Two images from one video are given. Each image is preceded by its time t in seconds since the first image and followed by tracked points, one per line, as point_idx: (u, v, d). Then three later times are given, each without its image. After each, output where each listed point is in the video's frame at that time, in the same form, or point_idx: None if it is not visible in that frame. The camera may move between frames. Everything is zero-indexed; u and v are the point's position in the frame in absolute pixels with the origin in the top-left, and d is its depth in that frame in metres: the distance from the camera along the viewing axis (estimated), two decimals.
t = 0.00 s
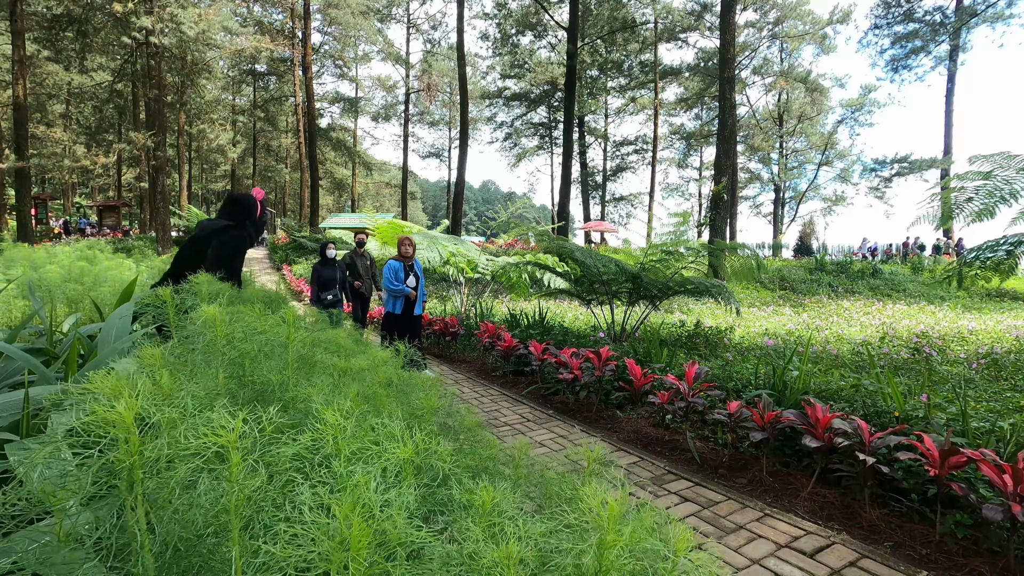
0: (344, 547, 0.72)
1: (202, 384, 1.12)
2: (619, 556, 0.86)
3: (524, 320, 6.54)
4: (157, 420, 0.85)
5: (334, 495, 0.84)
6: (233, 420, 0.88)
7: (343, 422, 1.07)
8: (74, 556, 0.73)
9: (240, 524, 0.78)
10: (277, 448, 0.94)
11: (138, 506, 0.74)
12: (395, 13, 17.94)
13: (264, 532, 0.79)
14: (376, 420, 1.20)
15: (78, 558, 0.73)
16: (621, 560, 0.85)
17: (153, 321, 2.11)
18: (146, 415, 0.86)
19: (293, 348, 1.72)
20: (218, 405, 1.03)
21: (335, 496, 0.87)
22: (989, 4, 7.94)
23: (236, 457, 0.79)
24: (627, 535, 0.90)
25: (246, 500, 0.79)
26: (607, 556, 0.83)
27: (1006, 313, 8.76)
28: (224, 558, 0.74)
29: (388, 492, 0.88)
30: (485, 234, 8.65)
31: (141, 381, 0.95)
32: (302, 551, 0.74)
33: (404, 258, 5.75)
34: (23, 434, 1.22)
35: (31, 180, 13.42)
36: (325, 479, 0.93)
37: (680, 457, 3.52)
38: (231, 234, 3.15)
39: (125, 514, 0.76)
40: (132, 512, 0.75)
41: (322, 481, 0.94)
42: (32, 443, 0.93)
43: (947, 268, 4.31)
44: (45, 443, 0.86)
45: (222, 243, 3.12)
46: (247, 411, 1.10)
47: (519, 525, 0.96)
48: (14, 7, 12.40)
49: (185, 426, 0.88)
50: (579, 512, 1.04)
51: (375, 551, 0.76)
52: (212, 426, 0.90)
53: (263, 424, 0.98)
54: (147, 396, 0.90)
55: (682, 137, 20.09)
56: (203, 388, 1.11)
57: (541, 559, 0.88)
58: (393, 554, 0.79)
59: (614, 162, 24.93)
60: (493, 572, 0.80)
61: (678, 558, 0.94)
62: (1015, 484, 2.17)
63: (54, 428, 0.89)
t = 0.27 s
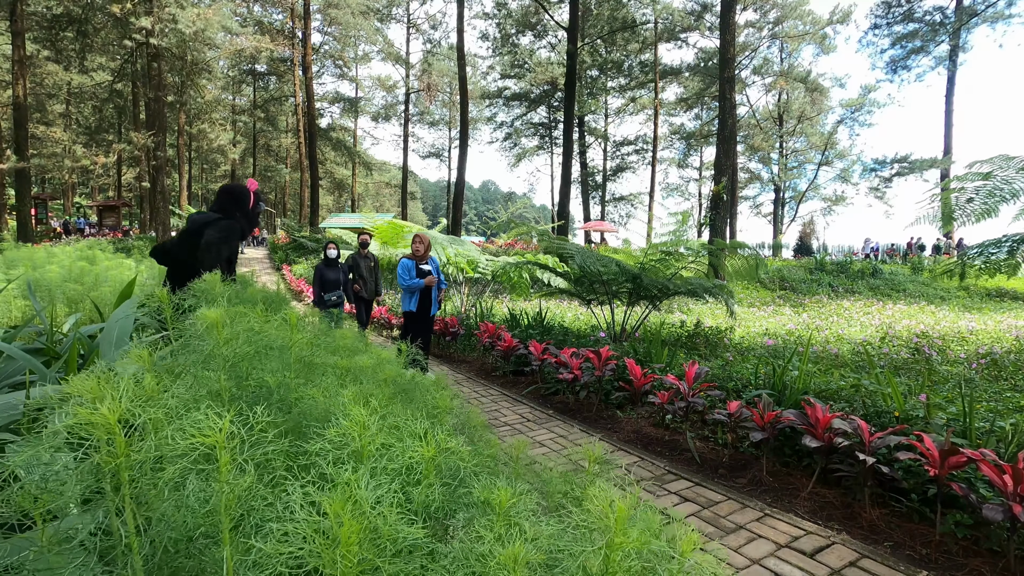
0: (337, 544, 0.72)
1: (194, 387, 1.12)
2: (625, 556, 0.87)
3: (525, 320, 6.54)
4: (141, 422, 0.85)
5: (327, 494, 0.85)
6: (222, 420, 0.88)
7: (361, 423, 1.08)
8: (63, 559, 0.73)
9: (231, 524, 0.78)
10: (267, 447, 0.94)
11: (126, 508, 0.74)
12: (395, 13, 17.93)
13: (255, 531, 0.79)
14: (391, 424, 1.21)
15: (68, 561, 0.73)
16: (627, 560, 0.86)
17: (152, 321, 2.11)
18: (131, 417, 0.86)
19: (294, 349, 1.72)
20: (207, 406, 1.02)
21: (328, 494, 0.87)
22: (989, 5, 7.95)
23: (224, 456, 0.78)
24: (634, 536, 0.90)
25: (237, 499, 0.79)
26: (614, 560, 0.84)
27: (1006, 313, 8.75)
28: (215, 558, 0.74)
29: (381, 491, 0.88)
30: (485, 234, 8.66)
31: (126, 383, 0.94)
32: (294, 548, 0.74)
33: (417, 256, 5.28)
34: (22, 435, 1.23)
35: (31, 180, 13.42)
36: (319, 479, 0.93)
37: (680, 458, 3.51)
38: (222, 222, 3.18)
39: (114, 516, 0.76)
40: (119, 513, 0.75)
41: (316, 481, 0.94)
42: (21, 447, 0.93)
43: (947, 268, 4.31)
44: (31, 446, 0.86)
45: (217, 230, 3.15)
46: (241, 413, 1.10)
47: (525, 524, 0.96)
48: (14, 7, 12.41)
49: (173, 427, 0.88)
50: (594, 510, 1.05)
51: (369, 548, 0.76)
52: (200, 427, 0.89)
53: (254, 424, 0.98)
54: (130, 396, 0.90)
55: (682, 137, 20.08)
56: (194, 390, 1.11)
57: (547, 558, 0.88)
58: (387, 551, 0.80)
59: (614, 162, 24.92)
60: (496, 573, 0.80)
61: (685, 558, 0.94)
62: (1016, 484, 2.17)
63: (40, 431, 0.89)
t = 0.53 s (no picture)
0: (354, 544, 0.72)
1: (211, 384, 1.11)
2: (637, 563, 0.86)
3: (524, 320, 6.55)
4: (167, 420, 0.84)
5: (344, 495, 0.84)
6: (245, 418, 0.88)
7: (379, 422, 1.08)
8: (82, 556, 0.72)
9: (249, 524, 0.78)
10: (285, 448, 0.93)
11: (149, 507, 0.74)
12: (395, 13, 17.94)
13: (272, 533, 0.79)
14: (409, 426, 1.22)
15: (85, 556, 0.73)
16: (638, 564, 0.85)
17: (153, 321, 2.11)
18: (157, 415, 0.85)
19: (295, 347, 1.72)
20: (226, 404, 1.02)
21: (346, 494, 0.86)
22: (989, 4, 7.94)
23: (247, 457, 0.78)
24: (645, 541, 0.90)
25: (256, 499, 0.79)
26: (628, 562, 0.84)
27: (1007, 313, 8.75)
28: (233, 557, 0.74)
29: (397, 492, 0.88)
30: (485, 234, 8.66)
31: (155, 378, 0.94)
32: (312, 548, 0.74)
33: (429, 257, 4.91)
34: (27, 435, 1.23)
35: (31, 180, 13.42)
36: (333, 479, 0.93)
37: (680, 458, 3.51)
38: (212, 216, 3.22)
39: (136, 515, 0.76)
40: (141, 511, 0.75)
41: (331, 481, 0.94)
42: (42, 442, 0.92)
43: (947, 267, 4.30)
44: (60, 441, 0.85)
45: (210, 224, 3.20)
46: (256, 412, 1.09)
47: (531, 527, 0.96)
48: (14, 7, 12.41)
49: (197, 425, 0.88)
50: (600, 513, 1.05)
51: (387, 552, 0.76)
52: (222, 425, 0.89)
53: (274, 424, 0.98)
54: (159, 394, 0.89)
55: (682, 137, 20.10)
56: (212, 387, 1.10)
57: (559, 558, 0.88)
58: (404, 554, 0.79)
59: (614, 162, 24.93)
60: None
61: (696, 565, 0.94)
62: (1016, 484, 2.17)
63: (60, 427, 0.88)
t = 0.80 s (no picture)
0: (360, 546, 0.72)
1: (219, 383, 1.11)
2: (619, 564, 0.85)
3: (524, 320, 6.55)
4: (180, 418, 0.85)
5: (351, 495, 0.84)
6: (254, 419, 0.88)
7: (340, 425, 1.04)
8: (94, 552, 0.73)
9: (258, 524, 0.78)
10: (293, 447, 0.93)
11: (159, 505, 0.75)
12: (395, 13, 17.94)
13: (281, 534, 0.79)
14: (376, 423, 1.18)
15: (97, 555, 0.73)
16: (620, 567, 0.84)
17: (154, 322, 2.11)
18: (170, 411, 0.85)
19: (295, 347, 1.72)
20: (235, 403, 1.02)
21: (352, 495, 0.86)
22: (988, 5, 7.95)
23: (257, 456, 0.78)
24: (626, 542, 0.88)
25: (265, 498, 0.79)
26: (603, 566, 0.82)
27: (1007, 313, 8.74)
28: (241, 556, 0.75)
29: (403, 493, 0.88)
30: (485, 234, 8.66)
31: (167, 379, 0.94)
32: (320, 548, 0.74)
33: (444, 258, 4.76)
34: (27, 435, 1.24)
35: (30, 180, 13.42)
36: (336, 477, 0.92)
37: (680, 458, 3.51)
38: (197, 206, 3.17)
39: (147, 513, 0.77)
40: (152, 510, 0.75)
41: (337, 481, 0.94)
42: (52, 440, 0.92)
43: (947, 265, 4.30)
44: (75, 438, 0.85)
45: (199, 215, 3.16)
46: (262, 410, 1.09)
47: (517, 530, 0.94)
48: (14, 7, 12.42)
49: (207, 424, 0.87)
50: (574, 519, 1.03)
51: (392, 552, 0.76)
52: (232, 424, 0.89)
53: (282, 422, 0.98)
54: (172, 393, 0.89)
55: (682, 138, 20.09)
56: (220, 386, 1.10)
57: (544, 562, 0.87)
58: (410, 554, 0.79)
59: (614, 162, 24.91)
60: None
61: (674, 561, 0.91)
62: (1015, 484, 2.17)
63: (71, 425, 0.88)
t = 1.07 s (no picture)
0: (322, 549, 0.71)
1: (193, 386, 1.11)
2: (593, 560, 0.85)
3: (525, 320, 6.55)
4: (140, 423, 0.84)
5: (318, 495, 0.83)
6: (220, 420, 0.87)
7: (334, 423, 1.05)
8: (62, 560, 0.73)
9: (227, 526, 0.77)
10: (262, 449, 0.93)
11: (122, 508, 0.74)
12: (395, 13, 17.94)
13: (250, 535, 0.78)
14: (370, 421, 1.18)
15: (68, 562, 0.73)
16: (595, 562, 0.84)
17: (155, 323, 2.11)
18: (130, 416, 0.85)
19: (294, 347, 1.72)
20: (205, 405, 1.01)
21: (321, 495, 0.85)
22: (988, 5, 7.97)
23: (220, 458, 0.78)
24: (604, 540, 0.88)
25: (233, 501, 0.78)
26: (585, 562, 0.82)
27: (1007, 313, 8.74)
28: (211, 558, 0.74)
29: (373, 491, 0.86)
30: (485, 234, 8.66)
31: (128, 382, 0.94)
32: (283, 550, 0.73)
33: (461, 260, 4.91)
34: (25, 435, 1.24)
35: (31, 179, 13.42)
36: (308, 480, 0.91)
37: (681, 458, 3.51)
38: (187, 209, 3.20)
39: (111, 518, 0.76)
40: (115, 515, 0.75)
41: (309, 482, 0.93)
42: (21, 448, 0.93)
43: (947, 266, 4.30)
44: (37, 444, 0.85)
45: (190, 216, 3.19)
46: (236, 413, 1.08)
47: (502, 527, 0.94)
48: (14, 7, 12.42)
49: (171, 427, 0.87)
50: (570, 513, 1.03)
51: (356, 552, 0.74)
52: (199, 427, 0.89)
53: (252, 424, 0.98)
54: (132, 396, 0.89)
55: (682, 138, 20.09)
56: (195, 389, 1.10)
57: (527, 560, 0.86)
58: (376, 555, 0.78)
59: (614, 162, 24.92)
60: None
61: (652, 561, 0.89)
62: (1015, 484, 2.17)
63: (39, 432, 0.89)
